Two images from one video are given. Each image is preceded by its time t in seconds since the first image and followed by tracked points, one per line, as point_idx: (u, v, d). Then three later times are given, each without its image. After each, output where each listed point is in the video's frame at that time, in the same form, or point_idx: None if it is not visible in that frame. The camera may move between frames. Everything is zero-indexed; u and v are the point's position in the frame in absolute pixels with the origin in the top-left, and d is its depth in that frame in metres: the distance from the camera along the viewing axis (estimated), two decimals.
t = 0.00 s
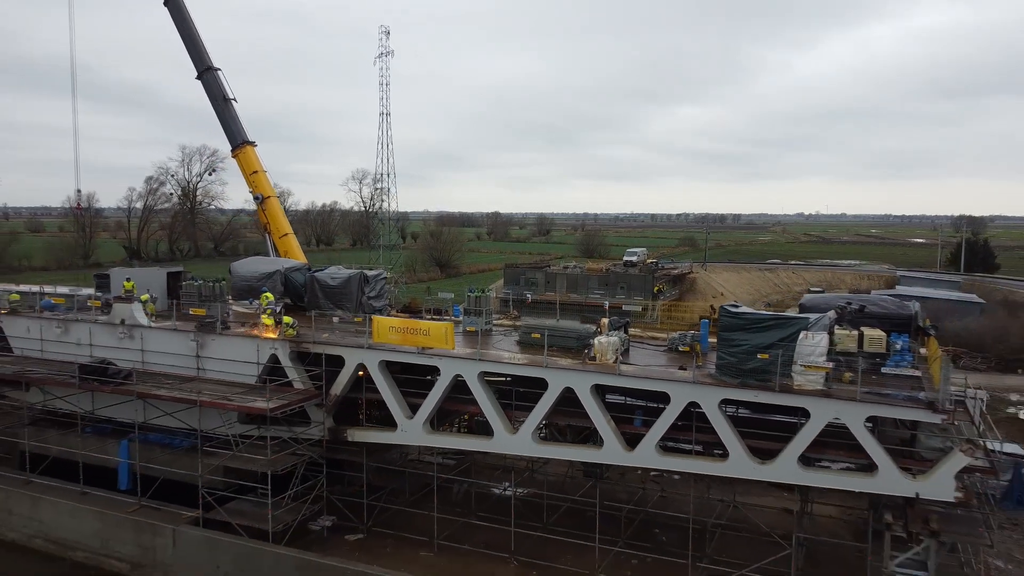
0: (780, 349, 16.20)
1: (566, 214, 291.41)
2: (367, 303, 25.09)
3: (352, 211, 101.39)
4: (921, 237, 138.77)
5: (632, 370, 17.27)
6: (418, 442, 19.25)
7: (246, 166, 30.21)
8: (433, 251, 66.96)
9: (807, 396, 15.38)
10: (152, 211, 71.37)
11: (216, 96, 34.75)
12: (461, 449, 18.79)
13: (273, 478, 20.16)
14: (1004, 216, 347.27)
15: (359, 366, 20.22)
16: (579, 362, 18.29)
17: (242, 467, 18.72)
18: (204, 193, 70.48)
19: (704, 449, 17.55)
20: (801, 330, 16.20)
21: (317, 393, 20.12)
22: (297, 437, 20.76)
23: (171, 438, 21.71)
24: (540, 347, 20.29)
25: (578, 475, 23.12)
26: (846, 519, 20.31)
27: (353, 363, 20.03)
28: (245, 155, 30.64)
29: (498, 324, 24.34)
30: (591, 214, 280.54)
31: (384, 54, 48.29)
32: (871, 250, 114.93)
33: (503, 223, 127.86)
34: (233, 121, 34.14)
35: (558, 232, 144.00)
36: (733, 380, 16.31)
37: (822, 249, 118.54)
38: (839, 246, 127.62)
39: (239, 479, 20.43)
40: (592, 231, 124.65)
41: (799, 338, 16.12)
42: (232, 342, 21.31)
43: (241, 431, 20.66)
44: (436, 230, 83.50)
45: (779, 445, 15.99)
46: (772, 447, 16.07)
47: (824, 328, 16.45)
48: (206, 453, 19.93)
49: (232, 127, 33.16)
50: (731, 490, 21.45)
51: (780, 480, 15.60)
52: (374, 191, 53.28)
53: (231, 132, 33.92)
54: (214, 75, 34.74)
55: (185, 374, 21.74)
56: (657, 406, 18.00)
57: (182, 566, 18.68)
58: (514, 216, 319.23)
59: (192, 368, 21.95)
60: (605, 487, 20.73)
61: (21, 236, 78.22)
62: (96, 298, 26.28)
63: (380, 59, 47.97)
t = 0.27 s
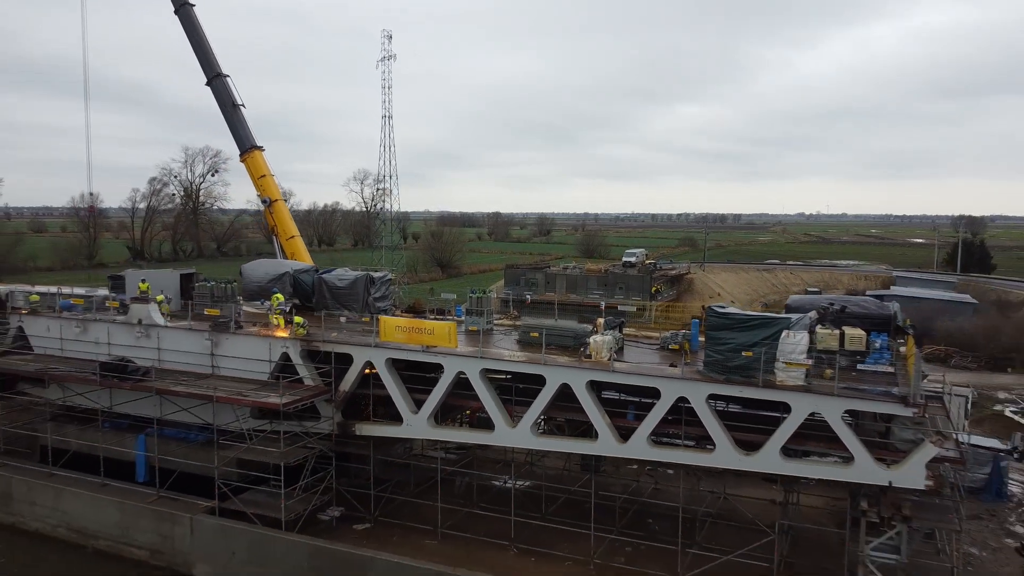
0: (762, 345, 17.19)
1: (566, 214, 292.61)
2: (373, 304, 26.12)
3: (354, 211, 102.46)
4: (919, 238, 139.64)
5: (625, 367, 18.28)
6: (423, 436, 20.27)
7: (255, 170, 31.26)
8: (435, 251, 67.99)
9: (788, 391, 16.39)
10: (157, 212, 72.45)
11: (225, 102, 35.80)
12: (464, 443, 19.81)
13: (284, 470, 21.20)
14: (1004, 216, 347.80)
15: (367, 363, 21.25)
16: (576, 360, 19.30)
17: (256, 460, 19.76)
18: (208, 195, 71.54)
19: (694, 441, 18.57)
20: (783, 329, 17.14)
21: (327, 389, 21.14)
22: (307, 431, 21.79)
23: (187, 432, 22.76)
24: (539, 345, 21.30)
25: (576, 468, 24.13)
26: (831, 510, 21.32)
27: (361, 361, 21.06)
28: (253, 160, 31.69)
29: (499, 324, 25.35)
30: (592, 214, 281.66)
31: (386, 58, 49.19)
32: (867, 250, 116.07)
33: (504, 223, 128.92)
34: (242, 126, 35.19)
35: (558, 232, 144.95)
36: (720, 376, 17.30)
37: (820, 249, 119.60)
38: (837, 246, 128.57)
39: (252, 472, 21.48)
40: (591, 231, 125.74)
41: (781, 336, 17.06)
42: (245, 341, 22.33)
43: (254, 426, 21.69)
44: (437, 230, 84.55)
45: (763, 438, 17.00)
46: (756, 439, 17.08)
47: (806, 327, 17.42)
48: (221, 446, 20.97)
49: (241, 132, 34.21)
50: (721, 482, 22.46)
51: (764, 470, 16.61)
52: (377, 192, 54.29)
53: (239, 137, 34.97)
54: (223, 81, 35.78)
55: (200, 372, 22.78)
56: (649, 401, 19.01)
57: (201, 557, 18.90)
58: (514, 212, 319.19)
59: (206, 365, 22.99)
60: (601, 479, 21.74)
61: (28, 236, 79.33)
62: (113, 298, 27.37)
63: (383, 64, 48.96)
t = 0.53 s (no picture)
0: (748, 343, 18.24)
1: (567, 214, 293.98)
2: (378, 305, 27.17)
3: (356, 212, 103.51)
4: (918, 238, 140.50)
5: (619, 363, 19.36)
6: (428, 429, 21.33)
7: (263, 175, 32.37)
8: (436, 252, 69.01)
9: (772, 386, 17.44)
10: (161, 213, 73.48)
11: (233, 108, 36.88)
12: (466, 436, 20.86)
13: (296, 463, 22.29)
14: (1006, 215, 347.44)
15: (374, 361, 22.32)
16: (573, 357, 20.36)
17: (269, 452, 20.84)
18: (212, 196, 72.65)
19: (684, 435, 19.59)
20: (767, 327, 18.20)
21: (336, 386, 22.22)
22: (317, 426, 22.85)
23: (202, 427, 23.87)
24: (537, 344, 22.35)
25: (573, 462, 25.18)
26: (817, 500, 22.36)
27: (368, 358, 22.13)
28: (260, 165, 32.78)
29: (500, 323, 26.42)
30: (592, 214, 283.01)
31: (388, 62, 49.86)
32: (866, 251, 116.93)
33: (504, 223, 130.00)
34: (249, 131, 36.26)
35: (558, 232, 145.99)
36: (708, 372, 18.35)
37: (818, 250, 120.68)
38: (836, 246, 129.61)
39: (265, 464, 22.57)
40: (590, 231, 126.78)
41: (766, 334, 18.12)
42: (258, 339, 23.41)
43: (266, 421, 22.76)
44: (438, 230, 85.56)
45: (748, 431, 18.02)
46: (742, 432, 18.10)
47: (788, 326, 18.50)
48: (236, 440, 22.06)
49: (249, 138, 35.33)
50: (713, 475, 23.47)
51: (748, 461, 17.63)
52: (379, 194, 55.40)
53: (248, 142, 36.04)
54: (232, 88, 36.86)
55: (215, 369, 23.86)
56: (642, 397, 20.06)
57: (218, 546, 19.15)
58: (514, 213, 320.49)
59: (220, 363, 24.05)
60: (597, 472, 22.80)
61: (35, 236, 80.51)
62: (129, 299, 28.46)
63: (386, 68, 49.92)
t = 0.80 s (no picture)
0: (734, 341, 19.35)
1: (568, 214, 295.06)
2: (384, 305, 28.29)
3: (358, 212, 104.66)
4: (916, 239, 141.46)
5: (612, 360, 20.48)
6: (432, 423, 22.46)
7: (271, 179, 33.54)
8: (438, 252, 70.14)
9: (756, 382, 18.56)
10: (166, 213, 74.64)
11: (242, 113, 38.03)
12: (468, 430, 21.98)
13: (306, 455, 23.44)
14: (1005, 215, 348.14)
15: (381, 358, 23.46)
16: (569, 355, 21.48)
17: (282, 445, 21.98)
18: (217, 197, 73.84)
19: (674, 428, 20.68)
20: (752, 326, 19.29)
21: (345, 382, 23.37)
22: (326, 420, 24.00)
23: (216, 422, 25.02)
24: (536, 342, 23.48)
25: (571, 455, 26.30)
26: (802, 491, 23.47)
27: (376, 356, 23.27)
28: (268, 169, 33.95)
29: (500, 323, 27.56)
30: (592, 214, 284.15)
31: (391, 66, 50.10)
32: (864, 251, 117.91)
33: (505, 224, 131.13)
34: (258, 136, 37.39)
35: (558, 232, 147.10)
36: (696, 369, 19.48)
37: (816, 250, 121.72)
38: (834, 246, 130.62)
39: (277, 457, 23.71)
40: (590, 231, 127.87)
41: (751, 333, 19.22)
42: (270, 338, 24.54)
43: (278, 416, 23.90)
44: (440, 230, 86.68)
45: (734, 424, 19.11)
46: (728, 425, 19.20)
47: (773, 325, 19.61)
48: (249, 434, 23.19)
49: (258, 142, 36.51)
50: (704, 468, 24.58)
51: (734, 452, 18.72)
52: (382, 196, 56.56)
53: (256, 147, 37.21)
54: (240, 94, 38.04)
55: (228, 367, 24.98)
56: (634, 392, 21.18)
57: (233, 534, 19.90)
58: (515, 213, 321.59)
59: (233, 360, 25.17)
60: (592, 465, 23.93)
61: (42, 237, 81.79)
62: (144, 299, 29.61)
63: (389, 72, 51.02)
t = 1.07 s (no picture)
0: (722, 340, 20.50)
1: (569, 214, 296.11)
2: (389, 306, 29.40)
3: (361, 213, 105.80)
4: (914, 239, 142.41)
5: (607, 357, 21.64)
6: (436, 418, 23.62)
7: (278, 182, 34.70)
8: (440, 252, 71.25)
9: (742, 378, 19.70)
10: (172, 214, 75.80)
11: (251, 119, 39.18)
12: (470, 424, 23.13)
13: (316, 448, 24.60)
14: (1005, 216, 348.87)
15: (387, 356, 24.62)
16: (567, 352, 22.63)
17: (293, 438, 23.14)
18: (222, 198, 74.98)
19: (665, 422, 21.83)
20: (739, 325, 20.39)
21: (353, 378, 24.54)
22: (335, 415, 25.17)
23: (229, 417, 26.21)
24: (535, 341, 24.63)
25: (569, 449, 27.44)
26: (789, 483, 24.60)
27: (382, 354, 24.43)
28: (276, 173, 35.11)
29: (501, 322, 28.71)
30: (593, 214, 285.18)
31: (395, 68, 48.86)
32: (862, 252, 118.85)
33: (505, 224, 132.24)
34: (266, 141, 38.54)
35: (558, 232, 148.19)
36: (685, 366, 20.62)
37: (814, 250, 122.76)
38: (833, 246, 131.56)
39: (288, 450, 24.88)
40: (590, 231, 128.96)
41: (737, 332, 20.33)
42: (281, 336, 25.71)
43: (289, 411, 25.07)
44: (441, 231, 87.77)
45: (721, 417, 20.27)
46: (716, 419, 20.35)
47: (758, 324, 20.73)
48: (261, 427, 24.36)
49: (266, 147, 37.66)
50: (696, 461, 25.71)
51: (721, 444, 19.86)
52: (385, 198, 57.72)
53: (264, 151, 38.37)
54: (249, 100, 39.20)
55: (241, 364, 26.17)
56: (628, 388, 22.33)
57: (249, 524, 19.21)
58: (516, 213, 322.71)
59: (246, 358, 26.35)
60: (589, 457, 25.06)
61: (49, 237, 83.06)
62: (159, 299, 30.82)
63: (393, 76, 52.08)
